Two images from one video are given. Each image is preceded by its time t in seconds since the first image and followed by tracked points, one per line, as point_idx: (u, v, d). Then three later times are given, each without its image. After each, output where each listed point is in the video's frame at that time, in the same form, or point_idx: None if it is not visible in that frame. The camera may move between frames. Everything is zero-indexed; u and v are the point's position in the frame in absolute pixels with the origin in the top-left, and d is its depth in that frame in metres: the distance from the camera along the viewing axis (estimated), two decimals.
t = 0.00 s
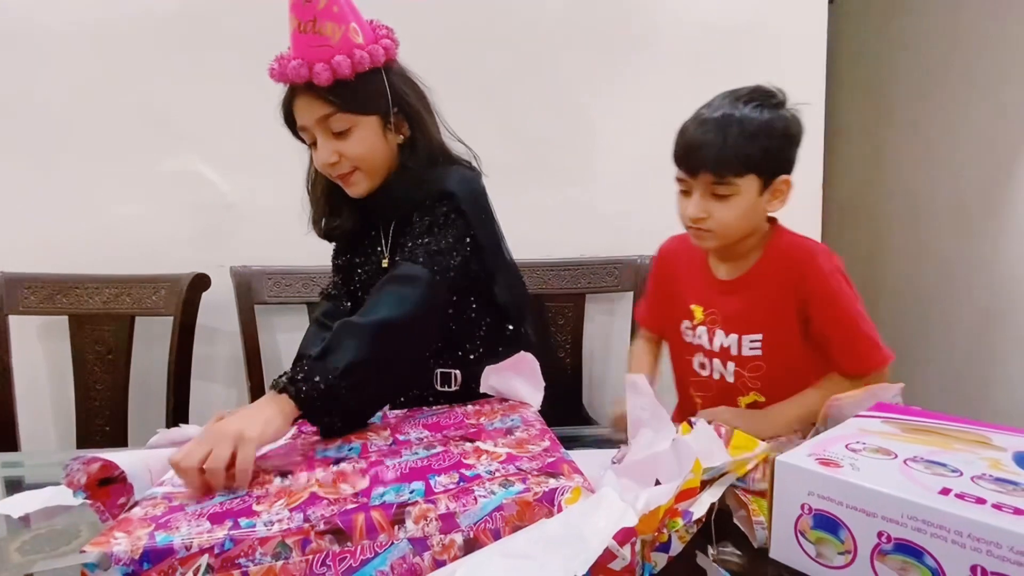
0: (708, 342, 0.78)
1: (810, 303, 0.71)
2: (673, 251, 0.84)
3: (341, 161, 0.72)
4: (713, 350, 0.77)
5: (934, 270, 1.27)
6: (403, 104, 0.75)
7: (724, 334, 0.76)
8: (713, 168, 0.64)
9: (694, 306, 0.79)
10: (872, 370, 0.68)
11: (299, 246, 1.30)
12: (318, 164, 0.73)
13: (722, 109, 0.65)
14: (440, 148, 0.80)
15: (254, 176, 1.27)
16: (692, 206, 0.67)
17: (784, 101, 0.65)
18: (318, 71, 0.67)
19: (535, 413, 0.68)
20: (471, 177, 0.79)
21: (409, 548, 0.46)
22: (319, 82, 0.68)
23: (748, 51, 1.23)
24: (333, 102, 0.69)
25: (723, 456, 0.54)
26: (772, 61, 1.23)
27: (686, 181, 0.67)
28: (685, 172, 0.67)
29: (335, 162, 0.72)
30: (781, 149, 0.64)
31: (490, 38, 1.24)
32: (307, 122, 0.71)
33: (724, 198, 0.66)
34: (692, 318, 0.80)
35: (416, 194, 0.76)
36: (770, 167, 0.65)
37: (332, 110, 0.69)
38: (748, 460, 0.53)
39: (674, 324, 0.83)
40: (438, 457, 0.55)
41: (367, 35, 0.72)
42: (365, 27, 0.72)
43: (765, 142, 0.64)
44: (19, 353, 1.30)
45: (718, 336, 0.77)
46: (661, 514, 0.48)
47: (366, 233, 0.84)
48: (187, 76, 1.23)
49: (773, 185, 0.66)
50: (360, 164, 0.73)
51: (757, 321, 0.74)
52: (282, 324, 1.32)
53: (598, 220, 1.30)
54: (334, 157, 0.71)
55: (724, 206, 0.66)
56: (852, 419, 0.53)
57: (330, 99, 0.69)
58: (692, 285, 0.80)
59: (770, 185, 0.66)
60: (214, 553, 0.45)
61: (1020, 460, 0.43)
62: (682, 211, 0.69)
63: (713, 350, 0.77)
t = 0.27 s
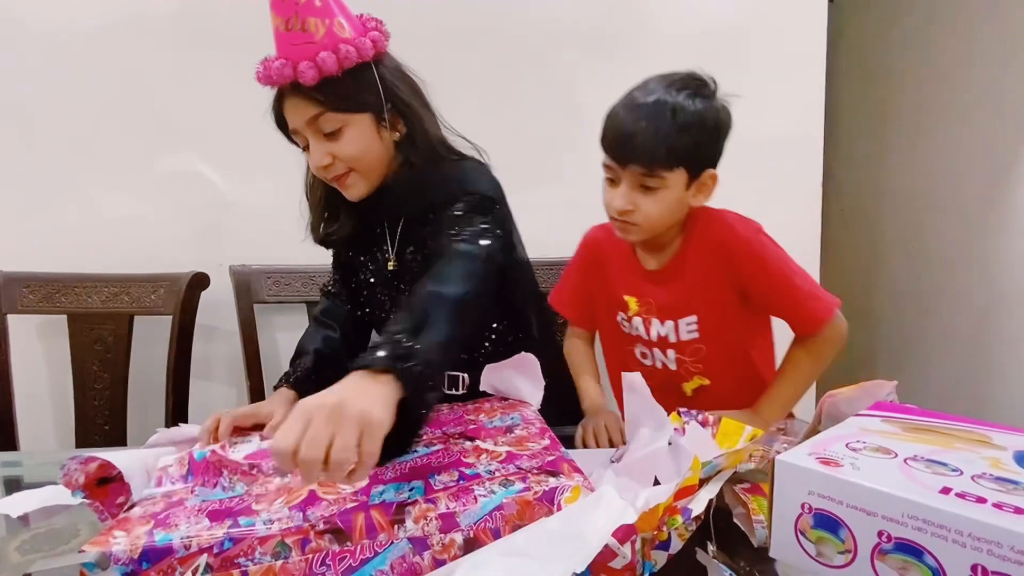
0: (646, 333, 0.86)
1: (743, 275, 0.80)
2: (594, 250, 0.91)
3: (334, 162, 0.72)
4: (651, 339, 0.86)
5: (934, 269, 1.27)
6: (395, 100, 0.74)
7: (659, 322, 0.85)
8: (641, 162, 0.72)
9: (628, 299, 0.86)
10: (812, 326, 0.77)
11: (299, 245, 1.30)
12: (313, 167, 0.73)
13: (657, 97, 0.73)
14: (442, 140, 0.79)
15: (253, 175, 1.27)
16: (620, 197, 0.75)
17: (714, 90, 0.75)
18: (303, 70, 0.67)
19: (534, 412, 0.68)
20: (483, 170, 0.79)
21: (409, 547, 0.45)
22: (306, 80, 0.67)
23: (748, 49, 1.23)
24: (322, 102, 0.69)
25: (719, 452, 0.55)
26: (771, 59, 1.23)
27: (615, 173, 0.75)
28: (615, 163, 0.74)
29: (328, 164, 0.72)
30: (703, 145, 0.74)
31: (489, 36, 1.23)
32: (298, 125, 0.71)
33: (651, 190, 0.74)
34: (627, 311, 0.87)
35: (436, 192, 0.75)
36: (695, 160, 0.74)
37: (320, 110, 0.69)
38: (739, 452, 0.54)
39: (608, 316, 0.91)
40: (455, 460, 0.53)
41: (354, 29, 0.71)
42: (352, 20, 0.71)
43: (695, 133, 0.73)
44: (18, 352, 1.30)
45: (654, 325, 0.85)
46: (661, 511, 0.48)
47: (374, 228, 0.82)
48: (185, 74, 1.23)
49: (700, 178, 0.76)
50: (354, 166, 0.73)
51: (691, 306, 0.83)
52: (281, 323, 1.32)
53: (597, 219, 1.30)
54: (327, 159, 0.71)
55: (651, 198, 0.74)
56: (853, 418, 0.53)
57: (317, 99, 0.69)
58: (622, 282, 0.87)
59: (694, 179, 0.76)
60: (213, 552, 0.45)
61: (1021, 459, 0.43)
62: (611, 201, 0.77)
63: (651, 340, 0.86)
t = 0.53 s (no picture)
0: (627, 311, 0.83)
1: (730, 250, 0.81)
2: (564, 227, 0.87)
3: (333, 169, 0.67)
4: (633, 316, 0.84)
5: (935, 267, 1.27)
6: (398, 99, 0.68)
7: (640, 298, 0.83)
8: (635, 125, 0.69)
9: (607, 274, 0.84)
10: (787, 299, 0.82)
11: (299, 245, 1.29)
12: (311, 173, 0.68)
13: (651, 60, 0.70)
14: (450, 145, 0.73)
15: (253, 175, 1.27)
16: (609, 162, 0.72)
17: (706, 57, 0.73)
18: (298, 71, 0.62)
19: (535, 411, 0.68)
20: (492, 181, 0.73)
21: (411, 548, 0.45)
22: (300, 82, 0.63)
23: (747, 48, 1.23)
24: (319, 104, 0.64)
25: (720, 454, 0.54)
26: (770, 59, 1.23)
27: (604, 135, 0.71)
28: (605, 124, 0.71)
29: (326, 170, 0.66)
30: (694, 112, 0.71)
31: (489, 35, 1.23)
32: (296, 128, 0.66)
33: (642, 155, 0.71)
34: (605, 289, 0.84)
35: (439, 208, 0.69)
36: (686, 130, 0.72)
37: (318, 113, 0.64)
38: (743, 454, 0.53)
39: (580, 296, 0.87)
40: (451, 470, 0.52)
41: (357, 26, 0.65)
42: (352, 14, 0.66)
43: (688, 101, 0.70)
44: (18, 352, 1.30)
45: (636, 300, 0.83)
46: (662, 511, 0.47)
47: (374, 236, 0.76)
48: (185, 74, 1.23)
49: (688, 149, 0.74)
50: (354, 173, 0.67)
51: (672, 279, 0.82)
52: (282, 322, 1.32)
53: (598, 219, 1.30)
54: (325, 164, 0.66)
55: (640, 164, 0.71)
56: (854, 417, 0.53)
57: (314, 101, 0.64)
58: (599, 257, 0.85)
59: (683, 150, 0.73)
60: (214, 553, 0.45)
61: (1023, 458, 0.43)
62: (598, 164, 0.73)
63: (632, 317, 0.83)
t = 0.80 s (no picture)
0: (619, 308, 0.83)
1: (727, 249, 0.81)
2: (553, 224, 0.86)
3: (310, 181, 0.65)
4: (624, 313, 0.83)
5: (935, 267, 1.27)
6: (378, 106, 0.66)
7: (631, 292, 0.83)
8: (638, 109, 0.68)
9: (597, 270, 0.83)
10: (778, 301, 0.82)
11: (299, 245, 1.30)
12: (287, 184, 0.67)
13: (657, 45, 0.70)
14: (431, 153, 0.71)
15: (254, 175, 1.27)
16: (610, 146, 0.71)
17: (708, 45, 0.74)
18: (268, 82, 0.60)
19: (536, 411, 0.67)
20: (478, 190, 0.72)
21: (417, 550, 0.45)
22: (271, 93, 0.60)
23: (746, 48, 1.23)
24: (291, 115, 0.62)
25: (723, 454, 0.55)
26: (770, 59, 1.23)
27: (606, 119, 0.70)
28: (608, 107, 0.69)
29: (303, 183, 0.65)
30: (694, 102, 0.71)
31: (488, 36, 1.23)
32: (269, 138, 0.64)
33: (643, 143, 0.70)
34: (594, 286, 0.84)
35: (422, 226, 0.69)
36: (686, 121, 0.72)
37: (290, 124, 0.62)
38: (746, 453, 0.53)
39: (567, 290, 0.86)
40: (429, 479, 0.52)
41: (331, 28, 0.63)
42: (325, 16, 0.63)
43: (691, 90, 0.71)
44: (19, 353, 1.30)
45: (627, 297, 0.82)
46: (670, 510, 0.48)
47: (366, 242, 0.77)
48: (185, 75, 1.23)
49: (686, 140, 0.74)
50: (330, 186, 0.66)
51: (667, 277, 0.82)
52: (282, 323, 1.32)
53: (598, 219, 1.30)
54: (301, 177, 0.65)
55: (640, 152, 0.71)
56: (855, 417, 0.53)
57: (287, 112, 0.62)
58: (590, 255, 0.84)
59: (682, 142, 0.73)
60: (219, 557, 0.45)
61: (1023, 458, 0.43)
62: (597, 150, 0.72)
63: (623, 314, 0.83)
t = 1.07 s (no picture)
0: (618, 327, 0.83)
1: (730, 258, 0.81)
2: (547, 237, 0.85)
3: (283, 196, 0.64)
4: (623, 333, 0.83)
5: (931, 268, 1.27)
6: (354, 117, 0.65)
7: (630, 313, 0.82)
8: (624, 118, 0.66)
9: (594, 290, 0.82)
10: (786, 311, 0.82)
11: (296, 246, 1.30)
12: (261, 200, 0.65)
13: (646, 46, 0.68)
14: (407, 158, 0.70)
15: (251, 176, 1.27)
16: (592, 159, 0.69)
17: (706, 46, 0.70)
18: (231, 94, 0.58)
19: (533, 412, 0.67)
20: (461, 196, 0.72)
21: (415, 552, 0.44)
22: (235, 106, 0.58)
23: (743, 49, 1.24)
24: (260, 129, 0.60)
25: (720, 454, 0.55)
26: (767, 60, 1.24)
27: (590, 130, 0.68)
28: (592, 118, 0.68)
29: (276, 198, 0.64)
30: (688, 108, 0.68)
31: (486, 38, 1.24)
32: (239, 153, 0.62)
33: (628, 156, 0.68)
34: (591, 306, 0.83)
35: (404, 233, 0.68)
36: (680, 129, 0.69)
37: (259, 138, 0.60)
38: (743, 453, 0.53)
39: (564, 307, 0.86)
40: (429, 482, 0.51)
41: (298, 36, 0.61)
42: (289, 22, 0.61)
43: (684, 96, 0.68)
44: (14, 355, 1.29)
45: (626, 317, 0.82)
46: (667, 510, 0.48)
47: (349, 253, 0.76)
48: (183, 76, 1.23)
49: (681, 152, 0.71)
50: (305, 201, 0.65)
51: (667, 294, 0.81)
52: (279, 324, 1.31)
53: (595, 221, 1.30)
54: (273, 192, 0.63)
55: (623, 165, 0.69)
56: (852, 418, 0.53)
57: (255, 126, 0.60)
58: (588, 271, 0.83)
59: (676, 153, 0.71)
60: (215, 559, 0.44)
61: (1019, 458, 0.44)
62: (580, 162, 0.70)
63: (622, 334, 0.83)
